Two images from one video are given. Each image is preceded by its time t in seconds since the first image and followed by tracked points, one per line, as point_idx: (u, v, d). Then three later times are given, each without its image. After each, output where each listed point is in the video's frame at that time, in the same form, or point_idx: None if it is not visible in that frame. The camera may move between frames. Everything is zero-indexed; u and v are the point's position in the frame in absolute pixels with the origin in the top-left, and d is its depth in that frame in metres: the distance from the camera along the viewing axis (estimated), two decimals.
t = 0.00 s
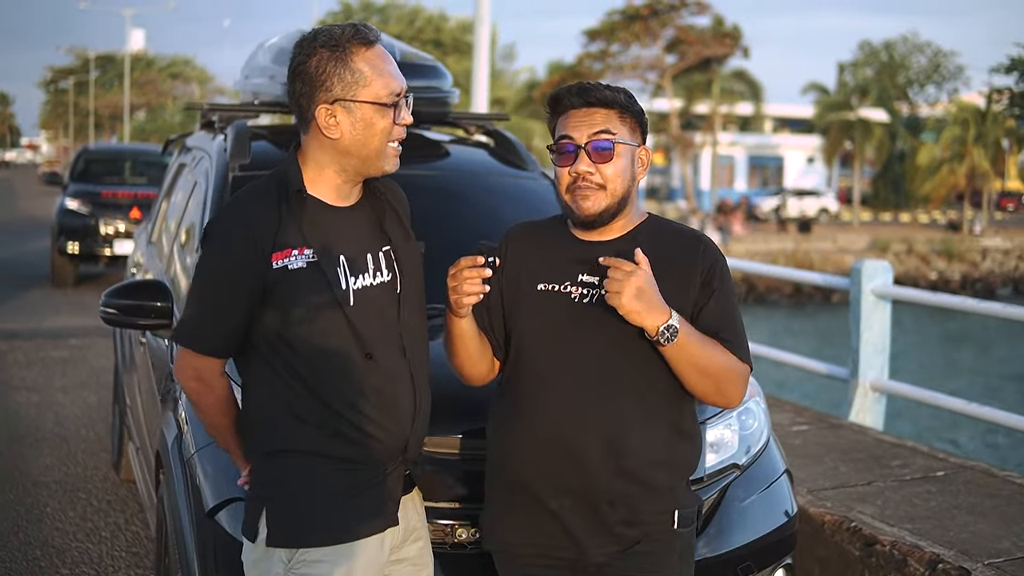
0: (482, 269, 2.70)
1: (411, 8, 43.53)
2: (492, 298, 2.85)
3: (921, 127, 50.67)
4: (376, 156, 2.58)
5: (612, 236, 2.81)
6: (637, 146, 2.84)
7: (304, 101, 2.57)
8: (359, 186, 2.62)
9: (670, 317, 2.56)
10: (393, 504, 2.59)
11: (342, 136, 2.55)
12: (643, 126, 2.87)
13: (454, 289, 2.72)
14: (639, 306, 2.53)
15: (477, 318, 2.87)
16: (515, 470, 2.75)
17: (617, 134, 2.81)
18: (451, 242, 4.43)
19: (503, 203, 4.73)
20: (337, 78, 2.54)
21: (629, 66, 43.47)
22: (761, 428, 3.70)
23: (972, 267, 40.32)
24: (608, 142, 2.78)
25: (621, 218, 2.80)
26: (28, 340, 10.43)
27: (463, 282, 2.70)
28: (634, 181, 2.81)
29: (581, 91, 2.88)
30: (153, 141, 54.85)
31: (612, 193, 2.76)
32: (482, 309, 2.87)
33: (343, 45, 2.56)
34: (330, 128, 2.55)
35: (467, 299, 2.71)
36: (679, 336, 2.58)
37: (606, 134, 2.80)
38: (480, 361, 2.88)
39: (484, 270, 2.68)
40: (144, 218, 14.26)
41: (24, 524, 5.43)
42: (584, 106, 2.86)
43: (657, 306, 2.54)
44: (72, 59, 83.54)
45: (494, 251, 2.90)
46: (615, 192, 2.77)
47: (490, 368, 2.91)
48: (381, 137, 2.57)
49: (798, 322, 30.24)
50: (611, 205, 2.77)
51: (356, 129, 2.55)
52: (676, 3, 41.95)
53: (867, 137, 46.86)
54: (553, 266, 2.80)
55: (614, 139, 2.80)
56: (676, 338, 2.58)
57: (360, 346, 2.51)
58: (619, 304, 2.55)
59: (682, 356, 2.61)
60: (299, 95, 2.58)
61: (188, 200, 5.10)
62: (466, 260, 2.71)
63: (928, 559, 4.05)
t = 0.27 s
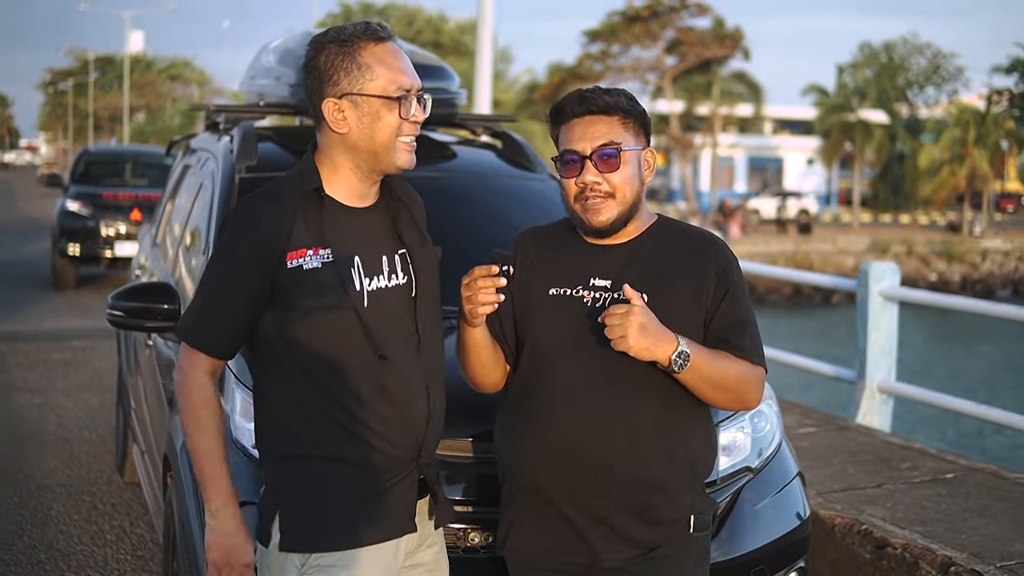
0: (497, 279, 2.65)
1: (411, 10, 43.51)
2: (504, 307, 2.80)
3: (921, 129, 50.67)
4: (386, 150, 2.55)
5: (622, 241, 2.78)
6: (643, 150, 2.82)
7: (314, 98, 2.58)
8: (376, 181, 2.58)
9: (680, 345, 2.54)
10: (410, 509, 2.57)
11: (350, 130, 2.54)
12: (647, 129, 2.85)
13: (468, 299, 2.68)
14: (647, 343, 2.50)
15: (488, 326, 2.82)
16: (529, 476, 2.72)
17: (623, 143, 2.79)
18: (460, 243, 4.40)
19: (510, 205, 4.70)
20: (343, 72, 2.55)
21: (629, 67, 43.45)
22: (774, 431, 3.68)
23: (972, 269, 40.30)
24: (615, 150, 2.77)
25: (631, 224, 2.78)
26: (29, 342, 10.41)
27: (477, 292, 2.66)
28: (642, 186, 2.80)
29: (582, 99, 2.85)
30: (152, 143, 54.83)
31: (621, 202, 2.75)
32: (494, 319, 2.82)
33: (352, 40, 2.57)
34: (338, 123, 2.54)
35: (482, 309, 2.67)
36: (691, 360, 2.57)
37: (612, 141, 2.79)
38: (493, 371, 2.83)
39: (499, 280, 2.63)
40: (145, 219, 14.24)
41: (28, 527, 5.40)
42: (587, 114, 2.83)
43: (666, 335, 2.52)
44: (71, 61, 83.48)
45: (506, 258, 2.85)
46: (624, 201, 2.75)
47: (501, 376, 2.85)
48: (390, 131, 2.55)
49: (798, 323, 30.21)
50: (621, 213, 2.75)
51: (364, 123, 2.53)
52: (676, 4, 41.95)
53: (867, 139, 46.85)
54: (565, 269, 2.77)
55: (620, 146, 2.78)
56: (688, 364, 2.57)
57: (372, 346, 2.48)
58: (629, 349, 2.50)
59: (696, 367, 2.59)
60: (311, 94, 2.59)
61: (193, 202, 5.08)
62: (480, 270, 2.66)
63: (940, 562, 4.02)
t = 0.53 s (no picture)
0: (508, 280, 2.61)
1: (411, 10, 43.49)
2: (513, 308, 2.79)
3: (921, 129, 50.62)
4: (389, 151, 2.53)
5: (634, 238, 2.75)
6: (654, 145, 2.82)
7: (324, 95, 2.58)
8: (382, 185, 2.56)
9: (693, 343, 2.52)
10: (420, 511, 2.54)
11: (355, 129, 2.53)
12: (659, 124, 2.85)
13: (478, 300, 2.65)
14: (660, 342, 2.47)
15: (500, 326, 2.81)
16: (540, 477, 2.70)
17: (635, 134, 2.78)
18: (467, 243, 4.38)
19: (516, 204, 4.68)
20: (351, 70, 2.55)
21: (630, 67, 43.42)
22: (785, 431, 3.66)
23: (973, 269, 40.28)
24: (626, 141, 2.77)
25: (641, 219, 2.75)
26: (31, 343, 10.39)
27: (487, 293, 2.62)
28: (653, 180, 2.79)
29: (596, 91, 2.85)
30: (152, 143, 54.82)
31: (632, 193, 2.73)
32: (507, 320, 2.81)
33: (363, 39, 2.57)
34: (344, 121, 2.54)
35: (493, 310, 2.64)
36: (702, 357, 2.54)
37: (624, 134, 2.78)
38: (503, 373, 2.82)
39: (509, 281, 2.59)
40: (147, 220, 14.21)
41: (32, 529, 5.37)
42: (600, 106, 2.83)
43: (676, 333, 2.49)
44: (70, 61, 83.41)
45: (515, 259, 2.83)
46: (635, 192, 2.74)
47: (512, 378, 2.84)
48: (395, 133, 2.53)
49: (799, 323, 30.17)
50: (633, 204, 2.73)
51: (368, 123, 2.53)
52: (676, 4, 41.93)
53: (867, 139, 46.83)
54: (576, 269, 2.75)
55: (632, 138, 2.78)
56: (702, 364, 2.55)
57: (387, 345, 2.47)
58: (642, 347, 2.47)
59: (707, 366, 2.57)
60: (323, 92, 2.60)
61: (198, 203, 5.06)
62: (491, 269, 2.62)
63: (950, 563, 3.99)
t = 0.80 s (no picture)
0: (513, 281, 2.60)
1: (412, 10, 43.47)
2: (517, 309, 2.76)
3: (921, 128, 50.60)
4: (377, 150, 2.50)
5: (637, 235, 2.74)
6: (667, 146, 2.79)
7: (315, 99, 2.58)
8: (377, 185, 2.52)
9: (701, 322, 2.51)
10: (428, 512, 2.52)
11: (345, 131, 2.52)
12: (675, 126, 2.82)
13: (482, 301, 2.62)
14: (668, 316, 2.48)
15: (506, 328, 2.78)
16: (549, 479, 2.68)
17: (647, 132, 2.76)
18: (470, 243, 4.36)
19: (520, 204, 4.66)
20: (335, 72, 2.52)
21: (630, 67, 43.41)
22: (793, 432, 3.65)
23: (974, 269, 40.25)
24: (637, 138, 2.73)
25: (642, 217, 2.73)
26: (32, 343, 10.37)
27: (492, 294, 2.60)
28: (661, 180, 2.76)
29: (617, 86, 2.83)
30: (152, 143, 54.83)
31: (635, 189, 2.70)
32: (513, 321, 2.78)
33: (345, 39, 2.53)
34: (334, 123, 2.53)
35: (497, 312, 2.61)
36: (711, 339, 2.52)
37: (636, 130, 2.75)
38: (507, 376, 2.80)
39: (514, 282, 2.57)
40: (147, 220, 14.19)
41: (34, 531, 5.36)
42: (617, 101, 2.80)
43: (686, 311, 2.49)
44: (70, 61, 83.38)
45: (520, 258, 2.80)
46: (638, 188, 2.71)
47: (516, 381, 2.83)
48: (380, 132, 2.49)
49: (799, 323, 30.15)
50: (634, 201, 2.71)
51: (355, 124, 2.50)
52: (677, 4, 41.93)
53: (868, 138, 46.81)
54: (580, 268, 2.73)
55: (643, 135, 2.74)
56: (708, 344, 2.53)
57: (398, 340, 2.47)
58: (643, 316, 2.48)
59: (715, 358, 2.56)
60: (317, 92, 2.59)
61: (201, 203, 5.04)
62: (496, 271, 2.60)
63: (958, 564, 3.97)
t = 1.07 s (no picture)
0: (511, 279, 2.57)
1: (413, 10, 43.43)
2: (512, 310, 2.73)
3: (923, 127, 50.54)
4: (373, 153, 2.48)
5: (637, 234, 2.73)
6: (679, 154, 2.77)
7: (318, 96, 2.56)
8: (374, 187, 2.51)
9: (697, 330, 2.48)
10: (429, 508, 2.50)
11: (343, 130, 2.50)
12: (687, 136, 2.81)
13: (480, 301, 2.60)
14: (663, 321, 2.44)
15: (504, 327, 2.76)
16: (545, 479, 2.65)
17: (669, 136, 2.73)
18: (470, 242, 4.34)
19: (520, 203, 4.64)
20: (336, 71, 2.49)
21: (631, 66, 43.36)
22: (794, 432, 3.62)
23: (975, 268, 40.19)
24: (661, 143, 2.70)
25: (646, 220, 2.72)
26: (32, 344, 10.34)
27: (490, 293, 2.57)
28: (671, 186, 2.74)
29: (645, 85, 2.78)
30: (153, 143, 54.80)
31: (652, 193, 2.68)
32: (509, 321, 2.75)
33: (349, 37, 2.50)
34: (332, 121, 2.51)
35: (496, 311, 2.59)
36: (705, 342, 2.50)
37: (660, 134, 2.72)
38: (505, 376, 2.78)
39: (513, 281, 2.55)
40: (148, 220, 14.16)
41: (33, 531, 5.34)
42: (644, 100, 2.76)
43: (686, 316, 2.44)
44: (70, 62, 83.35)
45: (517, 257, 2.77)
46: (654, 192, 2.69)
47: (512, 381, 2.80)
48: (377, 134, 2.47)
49: (801, 322, 30.09)
50: (647, 206, 2.69)
51: (352, 124, 2.48)
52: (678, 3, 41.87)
53: (869, 137, 46.77)
54: (575, 268, 2.71)
55: (666, 140, 2.72)
56: (703, 344, 2.50)
57: (396, 338, 2.44)
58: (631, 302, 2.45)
59: (714, 358, 2.53)
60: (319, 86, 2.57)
61: (200, 202, 5.01)
62: (494, 269, 2.57)
63: (961, 564, 3.95)
